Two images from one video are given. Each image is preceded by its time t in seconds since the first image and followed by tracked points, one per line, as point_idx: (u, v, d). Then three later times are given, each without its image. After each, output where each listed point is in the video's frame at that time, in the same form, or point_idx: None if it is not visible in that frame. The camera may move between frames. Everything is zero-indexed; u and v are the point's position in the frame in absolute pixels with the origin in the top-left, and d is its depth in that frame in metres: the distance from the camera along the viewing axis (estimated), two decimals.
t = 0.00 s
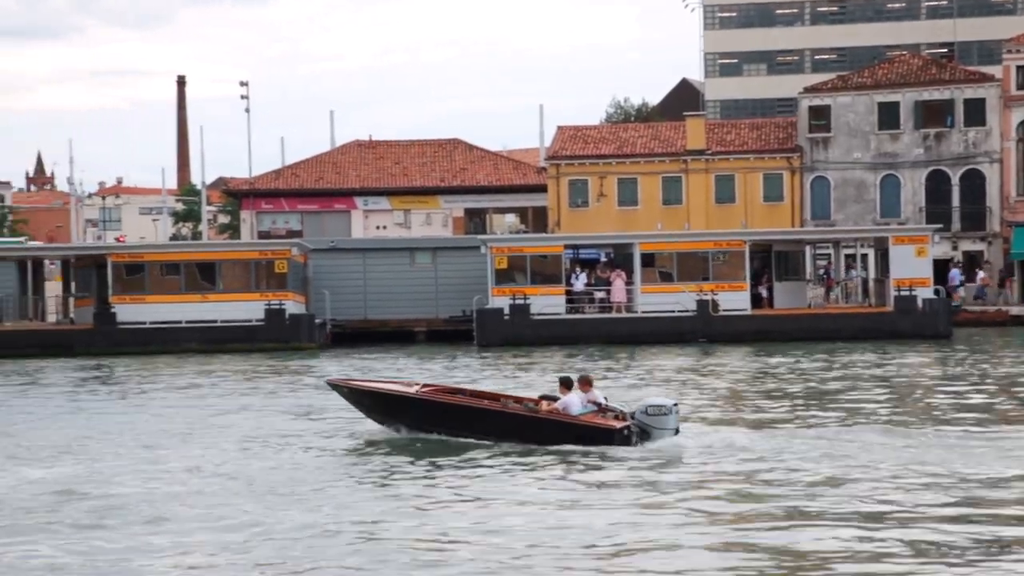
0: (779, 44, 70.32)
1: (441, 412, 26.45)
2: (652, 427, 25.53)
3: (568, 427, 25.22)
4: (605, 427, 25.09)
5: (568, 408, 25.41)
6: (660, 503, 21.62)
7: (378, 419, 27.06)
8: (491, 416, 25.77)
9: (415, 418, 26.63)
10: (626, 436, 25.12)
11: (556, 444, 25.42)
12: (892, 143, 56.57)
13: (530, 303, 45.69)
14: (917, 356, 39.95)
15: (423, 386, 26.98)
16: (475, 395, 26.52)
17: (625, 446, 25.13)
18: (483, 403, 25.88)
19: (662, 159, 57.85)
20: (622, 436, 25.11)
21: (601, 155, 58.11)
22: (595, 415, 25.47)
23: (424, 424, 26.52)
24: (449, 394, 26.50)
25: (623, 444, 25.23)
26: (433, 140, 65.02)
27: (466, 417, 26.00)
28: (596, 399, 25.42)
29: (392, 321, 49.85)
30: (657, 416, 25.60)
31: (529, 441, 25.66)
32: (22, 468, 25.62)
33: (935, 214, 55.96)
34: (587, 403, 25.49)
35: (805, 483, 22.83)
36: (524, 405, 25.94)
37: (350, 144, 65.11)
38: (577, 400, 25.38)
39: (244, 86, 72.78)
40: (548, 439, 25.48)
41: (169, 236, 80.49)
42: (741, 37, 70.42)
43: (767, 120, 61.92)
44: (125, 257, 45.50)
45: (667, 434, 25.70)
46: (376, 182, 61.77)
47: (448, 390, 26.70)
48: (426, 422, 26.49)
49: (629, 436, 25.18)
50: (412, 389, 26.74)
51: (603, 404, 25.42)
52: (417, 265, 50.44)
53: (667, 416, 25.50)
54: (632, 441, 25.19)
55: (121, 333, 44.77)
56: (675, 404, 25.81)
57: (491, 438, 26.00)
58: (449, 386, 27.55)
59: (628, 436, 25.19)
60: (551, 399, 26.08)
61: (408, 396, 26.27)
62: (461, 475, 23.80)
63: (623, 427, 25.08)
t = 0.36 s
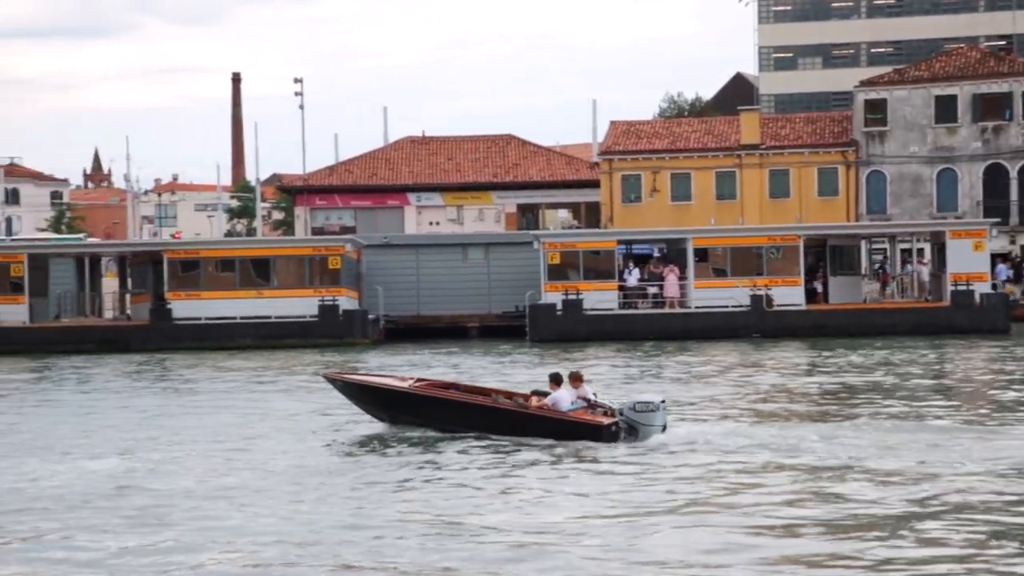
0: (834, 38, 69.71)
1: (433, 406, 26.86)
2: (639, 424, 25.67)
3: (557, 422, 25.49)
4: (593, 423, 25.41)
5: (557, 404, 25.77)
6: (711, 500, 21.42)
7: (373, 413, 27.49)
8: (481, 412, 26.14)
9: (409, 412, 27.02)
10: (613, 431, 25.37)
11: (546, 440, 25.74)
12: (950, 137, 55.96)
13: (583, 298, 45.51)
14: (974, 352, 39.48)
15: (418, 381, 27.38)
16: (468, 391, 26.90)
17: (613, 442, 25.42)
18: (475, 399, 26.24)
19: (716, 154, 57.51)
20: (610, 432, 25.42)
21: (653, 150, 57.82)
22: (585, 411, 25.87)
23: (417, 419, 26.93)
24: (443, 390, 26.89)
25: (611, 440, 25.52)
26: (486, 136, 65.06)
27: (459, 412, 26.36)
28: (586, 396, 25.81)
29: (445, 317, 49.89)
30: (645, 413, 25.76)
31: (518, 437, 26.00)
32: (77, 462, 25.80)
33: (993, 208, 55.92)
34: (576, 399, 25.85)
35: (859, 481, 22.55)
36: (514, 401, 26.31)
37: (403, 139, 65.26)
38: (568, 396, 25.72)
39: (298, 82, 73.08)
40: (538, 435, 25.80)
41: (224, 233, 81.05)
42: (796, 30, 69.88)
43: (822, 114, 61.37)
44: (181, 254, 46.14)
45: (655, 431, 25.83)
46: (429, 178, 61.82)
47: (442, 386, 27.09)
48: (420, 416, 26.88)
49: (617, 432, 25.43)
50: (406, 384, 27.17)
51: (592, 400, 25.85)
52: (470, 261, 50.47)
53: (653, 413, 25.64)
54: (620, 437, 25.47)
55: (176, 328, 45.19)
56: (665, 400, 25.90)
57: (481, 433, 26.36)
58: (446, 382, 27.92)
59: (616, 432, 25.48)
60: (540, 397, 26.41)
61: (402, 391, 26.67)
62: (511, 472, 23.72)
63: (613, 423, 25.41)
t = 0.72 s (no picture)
0: (888, 34, 69.12)
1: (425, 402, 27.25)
2: (627, 421, 25.93)
3: (547, 420, 25.84)
4: (578, 419, 25.73)
5: (546, 400, 26.05)
6: (760, 502, 21.26)
7: (369, 407, 27.97)
8: (471, 407, 26.42)
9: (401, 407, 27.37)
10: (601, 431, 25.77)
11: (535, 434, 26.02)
12: (1005, 134, 55.42)
13: (634, 296, 45.27)
14: None
15: (410, 376, 27.69)
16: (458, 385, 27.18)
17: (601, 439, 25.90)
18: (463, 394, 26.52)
19: (767, 151, 57.13)
20: (597, 428, 25.86)
21: (704, 147, 57.55)
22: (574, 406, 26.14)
23: (410, 414, 27.36)
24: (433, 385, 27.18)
25: (599, 435, 26.00)
26: (536, 132, 65.04)
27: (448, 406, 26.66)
28: (576, 393, 26.03)
29: (495, 314, 49.96)
30: (633, 410, 25.97)
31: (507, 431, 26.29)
32: (128, 457, 25.99)
33: None
34: (566, 396, 26.11)
35: (910, 483, 22.31)
36: (503, 397, 26.58)
37: (454, 137, 65.36)
38: (557, 394, 25.96)
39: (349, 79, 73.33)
40: (528, 429, 26.09)
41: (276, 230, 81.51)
42: (849, 27, 69.36)
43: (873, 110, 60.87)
44: (234, 251, 46.47)
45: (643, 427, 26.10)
46: (479, 175, 61.86)
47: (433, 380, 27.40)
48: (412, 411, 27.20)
49: (604, 429, 25.88)
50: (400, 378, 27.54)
51: (582, 397, 26.07)
52: (520, 258, 50.52)
53: (642, 412, 25.82)
54: (608, 433, 25.92)
55: (227, 325, 45.47)
56: (653, 397, 26.04)
57: (472, 427, 26.66)
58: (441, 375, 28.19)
59: (603, 429, 25.88)
60: (529, 391, 26.68)
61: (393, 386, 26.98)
62: (558, 471, 23.66)
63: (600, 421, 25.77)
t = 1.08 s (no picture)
0: (941, 27, 68.49)
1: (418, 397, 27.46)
2: (618, 414, 26.29)
3: (539, 412, 26.16)
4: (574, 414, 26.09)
5: (537, 395, 26.52)
6: (809, 499, 21.21)
7: (360, 403, 28.09)
8: (466, 402, 26.72)
9: (394, 402, 27.68)
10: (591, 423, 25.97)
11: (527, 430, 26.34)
12: None
13: (683, 291, 45.28)
14: None
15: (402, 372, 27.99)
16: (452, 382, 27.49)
17: (592, 433, 26.13)
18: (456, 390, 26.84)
19: (819, 146, 56.71)
20: (588, 422, 26.10)
21: (755, 142, 57.24)
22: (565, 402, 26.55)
23: (402, 408, 27.54)
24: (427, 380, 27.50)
25: (589, 430, 26.25)
26: (586, 129, 64.93)
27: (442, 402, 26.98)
28: (567, 387, 26.47)
29: (545, 310, 49.93)
30: (623, 403, 26.29)
31: (500, 426, 26.58)
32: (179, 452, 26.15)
33: None
34: (557, 391, 26.56)
35: (964, 480, 22.08)
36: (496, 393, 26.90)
37: (503, 132, 65.35)
38: (548, 387, 26.43)
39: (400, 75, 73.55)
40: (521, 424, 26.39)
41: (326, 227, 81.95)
42: (901, 20, 68.82)
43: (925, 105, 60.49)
44: (284, 248, 46.54)
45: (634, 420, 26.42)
46: (528, 171, 61.83)
47: (427, 376, 27.71)
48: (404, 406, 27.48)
49: (595, 423, 26.12)
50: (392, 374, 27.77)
51: (573, 392, 26.51)
52: (570, 254, 50.43)
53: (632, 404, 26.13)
54: (598, 427, 26.17)
55: (278, 320, 45.73)
56: (643, 392, 26.43)
57: (465, 422, 26.93)
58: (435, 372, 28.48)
59: (594, 422, 26.15)
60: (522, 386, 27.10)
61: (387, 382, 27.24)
62: (608, 471, 23.55)
63: (590, 414, 26.07)
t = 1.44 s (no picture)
0: (989, 20, 67.83)
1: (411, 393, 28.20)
2: (603, 408, 26.93)
3: (528, 405, 26.75)
4: (560, 407, 26.61)
5: (525, 389, 27.04)
6: (851, 496, 21.12)
7: (359, 400, 28.92)
8: (453, 397, 27.38)
9: (388, 397, 28.39)
10: (578, 415, 26.60)
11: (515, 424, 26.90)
12: None
13: (727, 287, 44.91)
14: None
15: (398, 368, 28.73)
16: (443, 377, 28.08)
17: (578, 427, 26.71)
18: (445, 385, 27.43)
19: (864, 140, 56.29)
20: (574, 416, 26.65)
21: (800, 136, 56.87)
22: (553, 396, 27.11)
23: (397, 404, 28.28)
24: (419, 376, 28.10)
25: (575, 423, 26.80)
26: (629, 123, 64.77)
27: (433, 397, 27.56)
28: (553, 382, 27.04)
29: (588, 305, 49.88)
30: (608, 397, 27.00)
31: (488, 421, 27.15)
32: (221, 446, 26.28)
33: None
34: (544, 385, 27.13)
35: (1009, 478, 21.91)
36: (486, 387, 27.50)
37: (546, 127, 65.27)
38: (535, 381, 26.99)
39: (444, 70, 73.60)
40: (509, 418, 26.96)
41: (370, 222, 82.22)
42: (949, 13, 68.21)
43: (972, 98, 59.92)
44: (328, 242, 46.76)
45: (618, 415, 27.05)
46: (572, 166, 61.72)
47: (419, 372, 28.30)
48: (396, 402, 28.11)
49: (581, 416, 26.74)
50: (387, 371, 28.55)
51: (560, 386, 27.09)
52: (613, 249, 50.35)
53: (618, 397, 26.87)
54: (584, 421, 26.77)
55: (322, 315, 45.85)
56: (626, 386, 27.12)
57: (454, 417, 27.57)
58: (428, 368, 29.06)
59: (580, 416, 26.73)
60: (510, 382, 27.67)
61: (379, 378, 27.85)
62: (649, 470, 23.47)
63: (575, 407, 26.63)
